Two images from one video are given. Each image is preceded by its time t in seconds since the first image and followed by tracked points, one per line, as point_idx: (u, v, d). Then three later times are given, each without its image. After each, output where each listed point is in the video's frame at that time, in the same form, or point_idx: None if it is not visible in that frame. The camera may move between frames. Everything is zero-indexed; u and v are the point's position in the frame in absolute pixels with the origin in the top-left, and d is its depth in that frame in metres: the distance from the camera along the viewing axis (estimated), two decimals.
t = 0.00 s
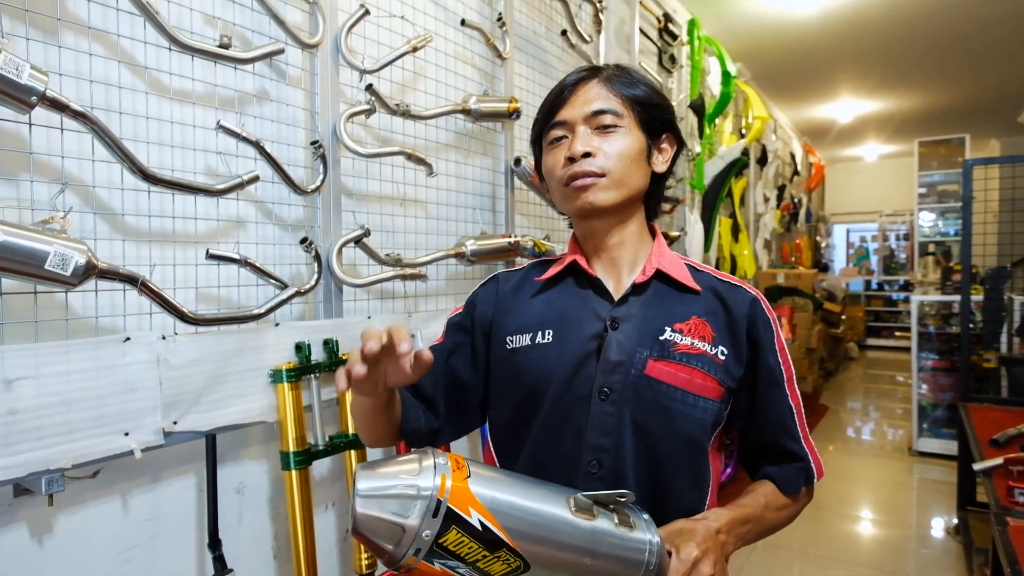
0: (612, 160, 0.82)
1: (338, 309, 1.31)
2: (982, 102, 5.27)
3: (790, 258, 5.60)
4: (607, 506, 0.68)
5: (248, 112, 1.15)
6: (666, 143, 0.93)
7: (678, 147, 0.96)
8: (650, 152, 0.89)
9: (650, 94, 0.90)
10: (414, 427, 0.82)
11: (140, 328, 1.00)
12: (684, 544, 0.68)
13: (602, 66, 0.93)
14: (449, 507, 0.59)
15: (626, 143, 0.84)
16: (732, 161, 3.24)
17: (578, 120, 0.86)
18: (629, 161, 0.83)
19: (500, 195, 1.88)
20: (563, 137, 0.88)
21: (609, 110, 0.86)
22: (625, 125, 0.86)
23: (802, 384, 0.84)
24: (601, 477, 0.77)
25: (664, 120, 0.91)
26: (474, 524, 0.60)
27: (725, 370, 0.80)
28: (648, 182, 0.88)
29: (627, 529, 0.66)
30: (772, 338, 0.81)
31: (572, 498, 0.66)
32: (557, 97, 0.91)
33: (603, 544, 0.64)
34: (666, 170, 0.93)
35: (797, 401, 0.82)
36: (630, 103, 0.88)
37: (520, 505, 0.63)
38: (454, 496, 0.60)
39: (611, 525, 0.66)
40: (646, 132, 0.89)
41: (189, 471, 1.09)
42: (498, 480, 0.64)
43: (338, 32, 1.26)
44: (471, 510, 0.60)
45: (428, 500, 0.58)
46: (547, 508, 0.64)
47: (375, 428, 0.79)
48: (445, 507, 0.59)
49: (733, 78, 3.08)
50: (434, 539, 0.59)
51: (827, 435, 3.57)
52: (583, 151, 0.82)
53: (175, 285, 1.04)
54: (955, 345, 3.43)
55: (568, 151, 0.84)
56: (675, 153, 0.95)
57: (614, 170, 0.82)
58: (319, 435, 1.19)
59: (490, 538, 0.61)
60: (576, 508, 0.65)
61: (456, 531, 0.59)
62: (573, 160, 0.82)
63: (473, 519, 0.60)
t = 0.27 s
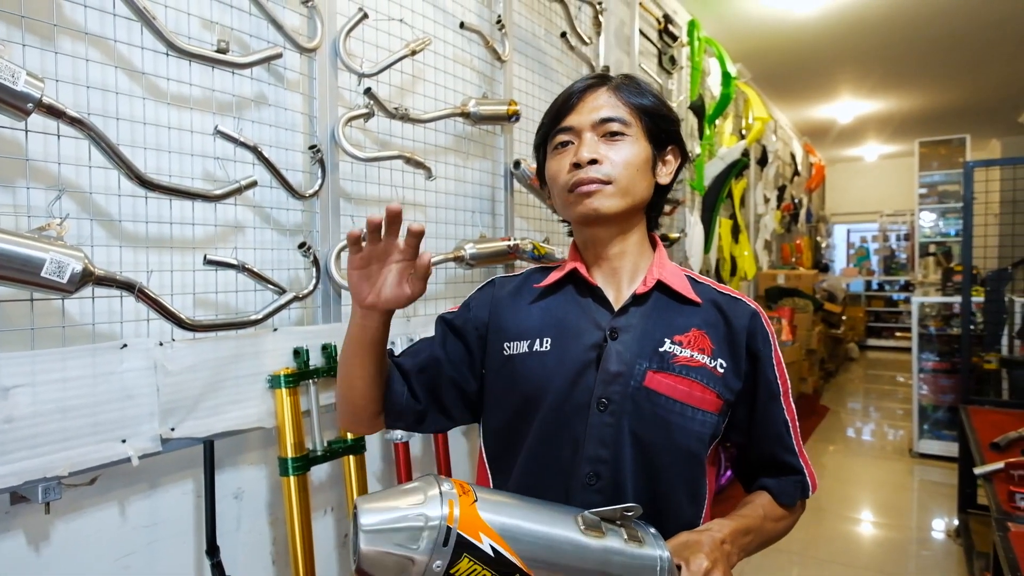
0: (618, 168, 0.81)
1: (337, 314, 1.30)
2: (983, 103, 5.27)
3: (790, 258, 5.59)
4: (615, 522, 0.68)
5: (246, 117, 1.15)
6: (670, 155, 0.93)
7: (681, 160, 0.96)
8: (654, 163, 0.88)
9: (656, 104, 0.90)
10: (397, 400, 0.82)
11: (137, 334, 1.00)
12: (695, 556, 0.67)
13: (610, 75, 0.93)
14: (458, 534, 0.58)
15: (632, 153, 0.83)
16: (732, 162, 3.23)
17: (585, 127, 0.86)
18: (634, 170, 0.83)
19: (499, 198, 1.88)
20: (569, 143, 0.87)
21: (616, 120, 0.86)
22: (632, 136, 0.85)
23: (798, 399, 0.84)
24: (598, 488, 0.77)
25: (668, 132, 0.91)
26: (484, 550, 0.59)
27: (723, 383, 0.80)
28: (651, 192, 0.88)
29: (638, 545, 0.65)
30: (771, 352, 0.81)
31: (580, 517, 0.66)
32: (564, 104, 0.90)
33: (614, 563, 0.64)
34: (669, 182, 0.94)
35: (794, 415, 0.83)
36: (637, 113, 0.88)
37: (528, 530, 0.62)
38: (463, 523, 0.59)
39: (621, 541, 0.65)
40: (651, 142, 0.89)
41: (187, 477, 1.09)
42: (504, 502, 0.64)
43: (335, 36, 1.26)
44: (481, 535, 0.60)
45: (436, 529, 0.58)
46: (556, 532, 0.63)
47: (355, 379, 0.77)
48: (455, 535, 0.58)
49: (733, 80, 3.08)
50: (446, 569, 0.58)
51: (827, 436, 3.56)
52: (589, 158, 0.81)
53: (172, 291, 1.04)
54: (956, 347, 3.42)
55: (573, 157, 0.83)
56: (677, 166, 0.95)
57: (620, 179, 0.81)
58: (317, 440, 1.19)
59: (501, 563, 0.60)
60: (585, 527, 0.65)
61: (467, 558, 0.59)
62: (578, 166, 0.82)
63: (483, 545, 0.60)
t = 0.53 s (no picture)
0: (616, 171, 0.81)
1: (335, 316, 1.30)
2: (983, 102, 5.26)
3: (790, 258, 5.59)
4: (621, 518, 0.68)
5: (243, 118, 1.15)
6: (666, 159, 0.92)
7: (677, 163, 0.95)
8: (651, 167, 0.88)
9: (653, 108, 0.90)
10: (389, 400, 0.82)
11: (134, 336, 1.00)
12: (703, 553, 0.67)
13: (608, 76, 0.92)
14: (464, 529, 0.59)
15: (629, 156, 0.83)
16: (732, 162, 3.23)
17: (583, 128, 0.85)
18: (632, 174, 0.83)
19: (498, 199, 1.88)
20: (566, 144, 0.87)
21: (614, 122, 0.85)
22: (630, 139, 0.85)
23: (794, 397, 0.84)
24: (597, 494, 0.77)
25: (665, 136, 0.91)
26: (491, 547, 0.60)
27: (721, 385, 0.79)
28: (647, 196, 0.88)
29: (644, 540, 0.65)
30: (767, 353, 0.81)
31: (585, 514, 0.66)
32: (561, 105, 0.90)
33: (621, 561, 0.63)
34: (663, 186, 0.93)
35: (791, 414, 0.83)
36: (634, 114, 0.88)
37: (533, 530, 0.62)
38: (468, 520, 0.60)
39: (627, 537, 0.65)
40: (648, 146, 0.89)
41: (185, 479, 1.09)
42: (509, 500, 0.64)
43: (333, 37, 1.26)
44: (487, 532, 0.60)
45: (441, 525, 0.58)
46: (563, 532, 0.63)
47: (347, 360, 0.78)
48: (460, 532, 0.59)
49: (733, 80, 3.08)
50: (453, 566, 0.59)
51: (828, 435, 3.56)
52: (587, 161, 0.81)
53: (170, 293, 1.04)
54: (956, 346, 3.42)
55: (571, 159, 0.83)
56: (673, 169, 0.95)
57: (617, 182, 0.81)
58: (316, 443, 1.19)
59: (508, 560, 0.61)
60: (592, 525, 0.65)
61: (474, 555, 0.59)
62: (576, 168, 0.81)
63: (488, 541, 0.60)
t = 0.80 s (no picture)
0: (615, 170, 0.81)
1: (335, 317, 1.30)
2: (984, 101, 5.25)
3: (792, 258, 5.58)
4: (617, 505, 0.68)
5: (243, 119, 1.14)
6: (661, 162, 0.92)
7: (672, 168, 0.95)
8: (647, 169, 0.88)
9: (651, 108, 0.90)
10: (391, 414, 0.83)
11: (134, 338, 0.99)
12: (703, 543, 0.66)
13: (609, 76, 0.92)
14: (458, 509, 0.59)
15: (628, 155, 0.83)
16: (733, 161, 3.22)
17: (583, 127, 0.85)
18: (630, 174, 0.82)
19: (499, 199, 1.87)
20: (565, 141, 0.86)
21: (615, 123, 0.85)
22: (629, 140, 0.85)
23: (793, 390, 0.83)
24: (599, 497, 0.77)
25: (662, 142, 0.91)
26: (485, 528, 0.59)
27: (720, 383, 0.79)
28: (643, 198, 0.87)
29: (640, 526, 0.65)
30: (765, 348, 0.80)
31: (581, 499, 0.66)
32: (560, 101, 0.89)
33: (615, 545, 0.63)
34: (659, 189, 0.93)
35: (790, 408, 0.82)
36: (634, 117, 0.88)
37: (528, 513, 0.62)
38: (462, 500, 0.59)
39: (623, 524, 0.65)
40: (645, 147, 0.89)
41: (185, 481, 1.08)
42: (505, 485, 0.64)
43: (333, 38, 1.25)
44: (481, 513, 0.60)
45: (435, 502, 0.58)
46: (559, 516, 0.62)
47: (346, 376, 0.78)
48: (454, 510, 0.58)
49: (733, 79, 3.07)
50: (446, 545, 0.58)
51: (829, 435, 3.55)
52: (587, 159, 0.80)
53: (170, 294, 1.04)
54: (958, 346, 3.41)
55: (570, 156, 0.82)
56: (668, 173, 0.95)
57: (616, 181, 0.81)
58: (317, 444, 1.18)
59: (502, 542, 0.60)
60: (587, 510, 0.65)
61: (467, 535, 0.59)
62: (576, 165, 0.81)
63: (482, 522, 0.60)
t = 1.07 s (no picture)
0: (612, 149, 0.83)
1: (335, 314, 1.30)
2: (984, 99, 5.25)
3: (792, 256, 5.57)
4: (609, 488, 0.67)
5: (242, 117, 1.14)
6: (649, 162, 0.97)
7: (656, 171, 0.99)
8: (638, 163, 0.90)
9: (637, 111, 0.95)
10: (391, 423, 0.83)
11: (133, 336, 0.99)
12: (697, 528, 0.67)
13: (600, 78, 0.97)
14: (447, 487, 0.58)
15: (623, 139, 0.86)
16: (732, 160, 3.22)
17: (579, 113, 0.89)
18: (626, 156, 0.84)
19: (498, 198, 1.87)
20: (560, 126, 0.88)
21: (610, 111, 0.89)
22: (623, 128, 0.88)
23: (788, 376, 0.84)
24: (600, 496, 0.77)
25: (648, 143, 0.96)
26: (475, 506, 0.59)
27: (715, 374, 0.79)
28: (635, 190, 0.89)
29: (632, 509, 0.65)
30: (759, 336, 0.80)
31: (572, 481, 0.66)
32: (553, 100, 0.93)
33: (606, 526, 0.63)
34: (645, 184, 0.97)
35: (786, 395, 0.83)
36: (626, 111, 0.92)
37: (518, 493, 0.61)
38: (452, 478, 0.59)
39: (614, 506, 0.65)
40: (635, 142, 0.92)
41: (184, 479, 1.08)
42: (495, 465, 0.63)
43: (332, 35, 1.25)
44: (470, 491, 0.59)
45: (425, 481, 0.58)
46: (550, 497, 0.62)
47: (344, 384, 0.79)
48: (444, 488, 0.58)
49: (733, 77, 3.07)
50: (436, 523, 0.57)
51: (830, 433, 3.55)
52: (586, 135, 0.83)
53: (169, 292, 1.04)
54: (958, 344, 3.41)
55: (568, 135, 0.84)
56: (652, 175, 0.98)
57: (614, 159, 0.82)
58: (315, 441, 1.19)
59: (491, 520, 0.59)
60: (577, 490, 0.65)
61: (456, 513, 0.58)
62: (573, 141, 0.83)
63: (472, 500, 0.59)
